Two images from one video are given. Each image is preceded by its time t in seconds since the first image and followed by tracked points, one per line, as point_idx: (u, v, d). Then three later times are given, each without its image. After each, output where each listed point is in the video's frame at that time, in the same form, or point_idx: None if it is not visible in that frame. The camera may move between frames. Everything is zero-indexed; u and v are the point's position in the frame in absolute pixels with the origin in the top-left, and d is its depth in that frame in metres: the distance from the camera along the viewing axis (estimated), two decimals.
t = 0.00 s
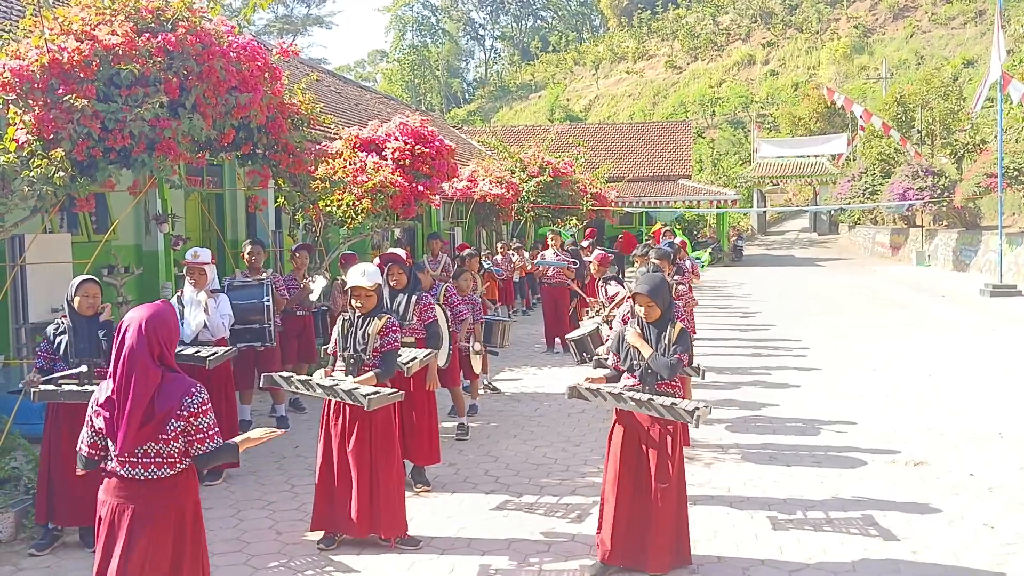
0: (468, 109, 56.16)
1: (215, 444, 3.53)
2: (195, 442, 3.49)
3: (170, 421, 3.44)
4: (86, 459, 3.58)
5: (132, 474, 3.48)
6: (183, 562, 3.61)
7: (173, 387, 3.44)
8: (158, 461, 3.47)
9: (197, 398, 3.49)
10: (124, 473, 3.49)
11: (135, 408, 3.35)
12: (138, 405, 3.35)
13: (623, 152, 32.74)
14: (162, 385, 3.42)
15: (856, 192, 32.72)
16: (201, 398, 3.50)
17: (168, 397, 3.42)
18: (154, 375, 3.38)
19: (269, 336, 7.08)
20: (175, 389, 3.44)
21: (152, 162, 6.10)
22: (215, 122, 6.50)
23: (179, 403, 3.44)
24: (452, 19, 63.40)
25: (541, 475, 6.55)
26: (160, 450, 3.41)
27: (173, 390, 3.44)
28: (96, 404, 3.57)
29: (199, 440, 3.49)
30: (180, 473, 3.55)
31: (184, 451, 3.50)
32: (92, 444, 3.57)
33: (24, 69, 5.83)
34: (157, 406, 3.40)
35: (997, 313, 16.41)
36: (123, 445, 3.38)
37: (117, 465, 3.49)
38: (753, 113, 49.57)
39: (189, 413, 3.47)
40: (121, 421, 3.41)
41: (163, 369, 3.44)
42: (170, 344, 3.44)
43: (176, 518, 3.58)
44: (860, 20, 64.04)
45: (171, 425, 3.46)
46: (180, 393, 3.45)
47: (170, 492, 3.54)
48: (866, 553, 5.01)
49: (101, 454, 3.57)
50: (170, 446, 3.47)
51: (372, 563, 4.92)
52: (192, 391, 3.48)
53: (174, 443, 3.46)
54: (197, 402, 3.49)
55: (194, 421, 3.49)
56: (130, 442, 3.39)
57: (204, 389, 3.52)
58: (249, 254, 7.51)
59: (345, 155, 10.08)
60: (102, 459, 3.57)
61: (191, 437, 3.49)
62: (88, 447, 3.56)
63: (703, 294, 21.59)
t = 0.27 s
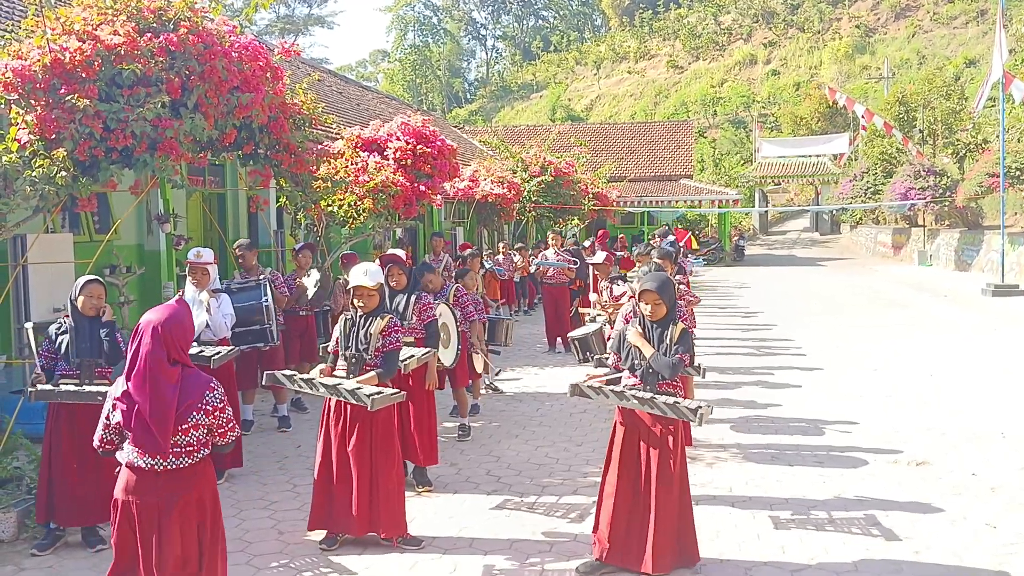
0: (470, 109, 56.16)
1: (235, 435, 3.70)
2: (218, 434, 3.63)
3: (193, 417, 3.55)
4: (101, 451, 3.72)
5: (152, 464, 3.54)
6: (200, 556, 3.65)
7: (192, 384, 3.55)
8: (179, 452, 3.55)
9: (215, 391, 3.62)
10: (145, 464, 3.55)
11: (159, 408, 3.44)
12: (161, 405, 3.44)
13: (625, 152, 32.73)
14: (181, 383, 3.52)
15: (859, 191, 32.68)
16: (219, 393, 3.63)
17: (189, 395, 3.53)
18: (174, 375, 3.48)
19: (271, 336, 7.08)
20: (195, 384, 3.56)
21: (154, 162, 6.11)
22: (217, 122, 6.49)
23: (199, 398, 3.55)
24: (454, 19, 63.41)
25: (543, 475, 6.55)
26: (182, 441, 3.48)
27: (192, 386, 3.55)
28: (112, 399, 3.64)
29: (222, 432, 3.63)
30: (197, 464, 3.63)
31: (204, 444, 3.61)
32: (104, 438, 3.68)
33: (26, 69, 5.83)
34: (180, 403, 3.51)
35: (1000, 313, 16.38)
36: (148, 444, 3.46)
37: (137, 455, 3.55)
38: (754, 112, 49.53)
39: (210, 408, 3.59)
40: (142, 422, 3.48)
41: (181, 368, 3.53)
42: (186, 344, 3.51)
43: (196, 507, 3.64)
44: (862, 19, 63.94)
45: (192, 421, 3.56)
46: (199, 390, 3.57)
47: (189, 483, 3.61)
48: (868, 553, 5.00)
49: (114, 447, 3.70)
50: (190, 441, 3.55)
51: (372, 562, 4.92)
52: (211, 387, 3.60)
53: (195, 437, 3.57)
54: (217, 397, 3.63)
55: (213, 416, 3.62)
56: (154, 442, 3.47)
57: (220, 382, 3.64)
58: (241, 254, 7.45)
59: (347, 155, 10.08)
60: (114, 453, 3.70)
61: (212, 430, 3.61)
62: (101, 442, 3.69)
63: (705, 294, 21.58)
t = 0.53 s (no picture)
0: (472, 109, 56.19)
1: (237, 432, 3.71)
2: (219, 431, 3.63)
3: (194, 414, 3.55)
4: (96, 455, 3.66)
5: (153, 469, 3.53)
6: (203, 559, 3.65)
7: (191, 381, 3.55)
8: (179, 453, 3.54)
9: (215, 387, 3.62)
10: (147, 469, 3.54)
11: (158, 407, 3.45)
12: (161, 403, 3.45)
13: (628, 152, 32.72)
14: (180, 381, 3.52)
15: (862, 191, 32.65)
16: (218, 388, 3.63)
17: (188, 391, 3.53)
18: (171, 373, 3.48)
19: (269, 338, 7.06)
20: (194, 381, 3.56)
21: (156, 162, 6.11)
22: (220, 122, 6.49)
23: (199, 395, 3.56)
24: (457, 19, 63.43)
25: (546, 475, 6.55)
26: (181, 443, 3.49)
27: (191, 383, 3.56)
28: (109, 401, 3.62)
29: (224, 429, 3.64)
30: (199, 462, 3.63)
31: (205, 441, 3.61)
32: (100, 441, 3.63)
33: (29, 69, 5.84)
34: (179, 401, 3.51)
35: (1003, 313, 16.35)
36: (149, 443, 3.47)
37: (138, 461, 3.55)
38: (757, 112, 49.48)
39: (210, 404, 3.59)
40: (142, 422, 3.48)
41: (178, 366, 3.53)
42: (183, 342, 3.52)
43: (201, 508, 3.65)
44: (865, 19, 63.85)
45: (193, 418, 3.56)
46: (199, 386, 3.57)
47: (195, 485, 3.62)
48: (872, 553, 5.00)
49: (113, 450, 3.64)
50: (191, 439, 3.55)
51: (375, 562, 4.92)
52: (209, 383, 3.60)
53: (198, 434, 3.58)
54: (216, 393, 3.62)
55: (215, 412, 3.62)
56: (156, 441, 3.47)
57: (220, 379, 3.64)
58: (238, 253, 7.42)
59: (350, 155, 10.08)
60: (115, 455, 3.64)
61: (215, 426, 3.61)
62: (96, 444, 3.63)
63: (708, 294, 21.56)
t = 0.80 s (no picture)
0: (475, 109, 56.19)
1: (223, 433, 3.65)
2: (201, 432, 3.55)
3: (178, 415, 3.49)
4: (77, 464, 3.55)
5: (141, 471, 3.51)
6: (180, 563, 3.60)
7: (176, 381, 3.49)
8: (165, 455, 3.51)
9: (200, 388, 3.57)
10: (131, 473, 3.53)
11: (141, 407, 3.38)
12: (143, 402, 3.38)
13: (631, 152, 32.69)
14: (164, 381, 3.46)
15: (865, 191, 32.59)
16: (203, 388, 3.56)
17: (173, 391, 3.47)
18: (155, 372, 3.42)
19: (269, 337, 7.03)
20: (178, 381, 3.50)
21: (159, 162, 6.11)
22: (223, 122, 6.49)
23: (184, 395, 3.49)
24: (459, 19, 63.42)
25: (549, 475, 6.53)
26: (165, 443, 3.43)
27: (176, 383, 3.49)
28: (93, 404, 3.55)
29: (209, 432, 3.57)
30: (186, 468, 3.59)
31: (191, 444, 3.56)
32: (86, 446, 3.55)
33: (33, 69, 5.85)
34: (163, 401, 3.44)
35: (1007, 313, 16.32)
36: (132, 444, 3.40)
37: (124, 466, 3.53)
38: (760, 112, 49.42)
39: (195, 404, 3.53)
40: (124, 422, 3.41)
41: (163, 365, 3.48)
42: (168, 341, 3.47)
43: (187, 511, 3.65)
44: (869, 19, 63.76)
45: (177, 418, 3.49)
46: (183, 387, 3.51)
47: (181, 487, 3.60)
48: (876, 553, 4.99)
49: (98, 457, 3.56)
50: (175, 439, 3.50)
51: (378, 561, 4.91)
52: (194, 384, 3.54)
53: (182, 434, 3.51)
54: (201, 394, 3.56)
55: (200, 413, 3.55)
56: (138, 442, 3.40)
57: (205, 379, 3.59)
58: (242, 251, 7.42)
59: (353, 155, 10.09)
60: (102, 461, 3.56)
61: (199, 428, 3.55)
62: (81, 451, 3.55)
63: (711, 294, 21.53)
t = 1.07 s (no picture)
0: (479, 109, 56.18)
1: (214, 447, 3.59)
2: (191, 444, 3.50)
3: (166, 423, 3.44)
4: (80, 465, 3.62)
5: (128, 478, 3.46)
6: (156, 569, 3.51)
7: (171, 387, 3.47)
8: (149, 466, 3.45)
9: (195, 399, 3.52)
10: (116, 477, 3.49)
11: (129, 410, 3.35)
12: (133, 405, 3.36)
13: (635, 152, 32.67)
14: (157, 386, 3.44)
15: (869, 191, 32.55)
16: (198, 399, 3.52)
17: (165, 398, 3.44)
18: (148, 375, 3.40)
19: (274, 337, 7.11)
20: (173, 389, 3.47)
21: (165, 162, 6.12)
22: (228, 122, 6.49)
23: (175, 403, 3.45)
24: (463, 19, 63.45)
25: (553, 475, 6.53)
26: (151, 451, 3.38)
27: (169, 390, 3.46)
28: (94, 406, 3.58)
29: (199, 444, 3.53)
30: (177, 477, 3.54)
31: (180, 456, 3.50)
32: (86, 448, 3.58)
33: (38, 69, 5.86)
34: (152, 406, 3.42)
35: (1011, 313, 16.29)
36: (117, 446, 3.36)
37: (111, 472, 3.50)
38: (765, 112, 49.37)
39: (186, 415, 3.48)
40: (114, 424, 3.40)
41: (159, 370, 3.47)
42: (166, 345, 3.48)
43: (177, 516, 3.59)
44: (873, 18, 63.64)
45: (166, 427, 3.45)
46: (177, 395, 3.47)
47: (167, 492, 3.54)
48: (880, 554, 4.98)
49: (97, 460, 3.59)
50: (162, 449, 3.45)
51: (384, 561, 4.92)
52: (190, 393, 3.51)
53: (169, 445, 3.45)
54: (195, 405, 3.52)
55: (191, 424, 3.51)
56: (124, 445, 3.37)
57: (201, 391, 3.55)
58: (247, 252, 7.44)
59: (357, 155, 10.09)
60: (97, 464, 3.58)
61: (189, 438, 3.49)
62: (83, 453, 3.59)
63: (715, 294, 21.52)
